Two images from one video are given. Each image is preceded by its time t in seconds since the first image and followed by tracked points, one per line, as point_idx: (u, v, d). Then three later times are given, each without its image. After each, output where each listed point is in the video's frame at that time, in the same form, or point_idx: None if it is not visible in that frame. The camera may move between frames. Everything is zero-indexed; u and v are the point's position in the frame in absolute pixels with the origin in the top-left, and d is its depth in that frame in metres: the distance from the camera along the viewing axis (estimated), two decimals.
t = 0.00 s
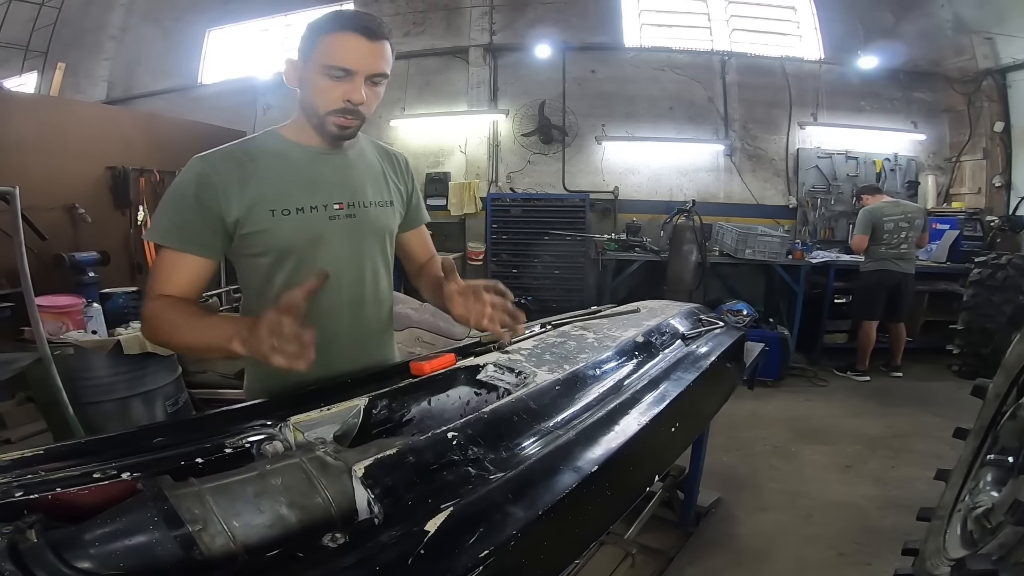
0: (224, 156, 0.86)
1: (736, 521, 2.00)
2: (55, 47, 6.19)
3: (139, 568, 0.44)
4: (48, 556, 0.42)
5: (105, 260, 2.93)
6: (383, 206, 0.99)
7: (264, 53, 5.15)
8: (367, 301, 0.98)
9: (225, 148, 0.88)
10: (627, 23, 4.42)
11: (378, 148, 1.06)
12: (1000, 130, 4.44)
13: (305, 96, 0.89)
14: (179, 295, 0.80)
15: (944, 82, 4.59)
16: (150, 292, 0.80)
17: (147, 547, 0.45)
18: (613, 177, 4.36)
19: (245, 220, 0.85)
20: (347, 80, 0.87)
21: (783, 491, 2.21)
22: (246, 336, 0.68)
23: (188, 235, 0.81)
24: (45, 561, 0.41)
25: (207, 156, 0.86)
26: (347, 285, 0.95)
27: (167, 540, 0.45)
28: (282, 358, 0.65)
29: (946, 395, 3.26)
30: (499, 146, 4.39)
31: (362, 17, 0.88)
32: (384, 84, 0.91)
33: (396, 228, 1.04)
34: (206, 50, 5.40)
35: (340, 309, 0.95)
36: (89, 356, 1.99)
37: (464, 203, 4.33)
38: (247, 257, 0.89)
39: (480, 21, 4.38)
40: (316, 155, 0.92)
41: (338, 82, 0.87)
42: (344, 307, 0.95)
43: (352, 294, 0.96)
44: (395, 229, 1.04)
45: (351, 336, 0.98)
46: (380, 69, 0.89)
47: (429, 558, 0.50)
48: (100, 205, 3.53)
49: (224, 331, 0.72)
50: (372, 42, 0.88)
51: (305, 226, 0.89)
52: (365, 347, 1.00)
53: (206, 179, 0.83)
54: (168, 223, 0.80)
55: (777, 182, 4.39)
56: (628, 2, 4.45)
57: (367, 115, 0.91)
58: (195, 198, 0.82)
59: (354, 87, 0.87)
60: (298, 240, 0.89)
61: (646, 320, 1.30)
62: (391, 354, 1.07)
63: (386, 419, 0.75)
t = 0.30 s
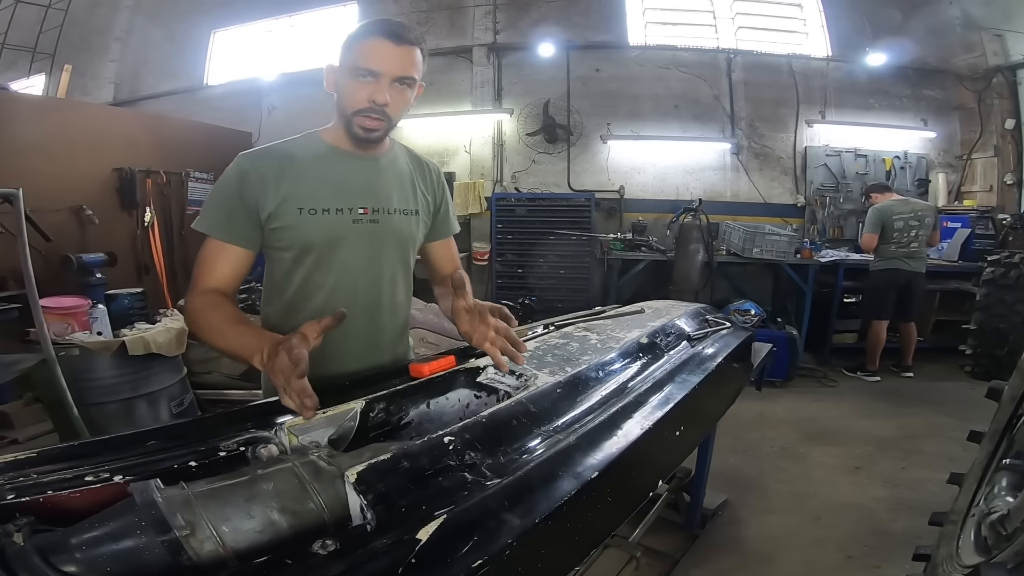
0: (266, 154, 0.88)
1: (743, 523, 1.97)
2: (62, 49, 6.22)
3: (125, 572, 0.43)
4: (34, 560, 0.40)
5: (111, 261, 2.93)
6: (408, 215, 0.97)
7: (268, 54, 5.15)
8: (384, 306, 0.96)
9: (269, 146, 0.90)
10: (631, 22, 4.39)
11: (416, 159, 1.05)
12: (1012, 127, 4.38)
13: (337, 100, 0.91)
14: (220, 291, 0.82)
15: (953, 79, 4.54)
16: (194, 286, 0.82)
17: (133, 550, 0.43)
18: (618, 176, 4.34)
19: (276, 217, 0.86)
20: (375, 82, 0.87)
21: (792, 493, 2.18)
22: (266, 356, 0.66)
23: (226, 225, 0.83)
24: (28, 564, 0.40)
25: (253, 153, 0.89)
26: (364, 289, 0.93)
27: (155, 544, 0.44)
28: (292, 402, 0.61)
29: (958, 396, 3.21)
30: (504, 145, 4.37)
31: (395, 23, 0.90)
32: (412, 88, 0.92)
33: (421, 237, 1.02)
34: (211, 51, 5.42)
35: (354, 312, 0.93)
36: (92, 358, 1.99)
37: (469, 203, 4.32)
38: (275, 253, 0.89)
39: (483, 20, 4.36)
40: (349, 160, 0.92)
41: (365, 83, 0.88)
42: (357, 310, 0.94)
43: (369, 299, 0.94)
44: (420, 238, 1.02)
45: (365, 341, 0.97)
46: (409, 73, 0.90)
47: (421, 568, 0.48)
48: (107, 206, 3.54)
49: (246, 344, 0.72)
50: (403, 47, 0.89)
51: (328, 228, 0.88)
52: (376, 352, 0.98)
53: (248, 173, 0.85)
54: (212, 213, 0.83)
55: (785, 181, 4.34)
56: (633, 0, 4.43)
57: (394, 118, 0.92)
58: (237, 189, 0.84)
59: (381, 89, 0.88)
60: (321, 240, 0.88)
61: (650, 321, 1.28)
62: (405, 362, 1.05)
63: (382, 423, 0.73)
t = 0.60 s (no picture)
0: (287, 153, 0.87)
1: (752, 524, 1.95)
2: (71, 51, 6.27)
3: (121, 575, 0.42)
4: (30, 563, 0.40)
5: (121, 262, 2.94)
6: (424, 217, 0.95)
7: (275, 55, 5.17)
8: (397, 308, 0.95)
9: (289, 145, 0.89)
10: (637, 20, 4.36)
11: (436, 161, 1.04)
12: None
13: (365, 110, 0.87)
14: (235, 285, 0.82)
15: (965, 76, 4.48)
16: (210, 277, 0.83)
17: (129, 553, 0.43)
18: (625, 175, 4.31)
19: (293, 217, 0.85)
20: (409, 98, 0.85)
21: (802, 494, 2.15)
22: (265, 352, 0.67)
23: (245, 222, 0.83)
24: (23, 566, 0.39)
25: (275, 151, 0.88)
26: (380, 291, 0.93)
27: (151, 548, 0.43)
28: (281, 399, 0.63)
29: (972, 396, 3.16)
30: (510, 144, 4.36)
31: (431, 34, 0.85)
32: (444, 103, 0.89)
33: (437, 240, 1.01)
34: (218, 52, 5.44)
35: (368, 315, 0.93)
36: (101, 358, 2.00)
37: (475, 202, 4.31)
38: (292, 253, 0.89)
39: (488, 19, 4.35)
40: (369, 162, 0.91)
41: (399, 99, 0.85)
42: (371, 313, 0.93)
43: (382, 301, 0.93)
44: (436, 241, 1.01)
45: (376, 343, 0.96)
46: (442, 89, 0.87)
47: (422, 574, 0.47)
48: (116, 206, 3.57)
49: (248, 341, 0.73)
50: (438, 62, 0.86)
51: (344, 230, 0.87)
52: (388, 354, 0.98)
53: (269, 171, 0.84)
54: (233, 210, 0.82)
55: (794, 179, 4.30)
56: None
57: (425, 133, 0.90)
58: (258, 187, 0.84)
59: (414, 106, 0.86)
60: (337, 242, 0.87)
61: (658, 321, 1.26)
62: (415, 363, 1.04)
63: (386, 424, 0.73)
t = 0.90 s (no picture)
0: (284, 152, 0.85)
1: (761, 526, 1.93)
2: (81, 52, 6.33)
3: None
4: (41, 564, 0.40)
5: (132, 260, 2.95)
6: (429, 214, 0.96)
7: (283, 55, 5.19)
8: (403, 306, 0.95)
9: (285, 141, 0.87)
10: (644, 18, 4.34)
11: (434, 155, 1.04)
12: None
13: (371, 110, 0.86)
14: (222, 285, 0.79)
15: (978, 74, 4.42)
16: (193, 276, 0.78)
17: (140, 555, 0.43)
18: (632, 174, 4.29)
19: (296, 218, 0.84)
20: (418, 102, 0.84)
21: (812, 495, 2.13)
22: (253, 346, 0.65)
23: (242, 224, 0.80)
24: (33, 566, 0.40)
25: (270, 147, 0.86)
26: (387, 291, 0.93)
27: (161, 550, 0.43)
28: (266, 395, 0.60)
29: (985, 397, 3.12)
30: (517, 143, 4.35)
31: (442, 35, 0.83)
32: (453, 106, 0.88)
33: (440, 235, 1.02)
34: (227, 52, 5.47)
35: (376, 314, 0.93)
36: (112, 356, 2.02)
37: (482, 202, 4.30)
38: (294, 254, 0.87)
39: (495, 18, 4.35)
40: (371, 159, 0.90)
41: (408, 102, 0.84)
42: (379, 311, 0.93)
43: (390, 301, 0.94)
44: (440, 236, 1.01)
45: (383, 342, 0.96)
46: (451, 92, 0.86)
47: None
48: (126, 207, 3.60)
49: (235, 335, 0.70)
50: (448, 64, 0.84)
51: (351, 230, 0.87)
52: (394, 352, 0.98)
53: (267, 170, 0.82)
54: (228, 212, 0.79)
55: (804, 177, 4.26)
56: None
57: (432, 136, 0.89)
58: (256, 187, 0.81)
59: (423, 109, 0.85)
60: (344, 242, 0.87)
61: (668, 320, 1.25)
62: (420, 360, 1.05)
63: (395, 424, 0.72)
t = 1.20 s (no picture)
0: (268, 155, 0.84)
1: (766, 526, 1.92)
2: (91, 51, 6.37)
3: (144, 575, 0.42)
4: (54, 562, 0.41)
5: (142, 259, 2.97)
6: (421, 213, 0.96)
7: (290, 54, 5.21)
8: (398, 305, 0.96)
9: (268, 144, 0.86)
10: (651, 17, 4.33)
11: (426, 148, 1.02)
12: None
13: (365, 108, 0.84)
14: (208, 292, 0.79)
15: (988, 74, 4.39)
16: (173, 283, 0.78)
17: (152, 554, 0.43)
18: (639, 173, 4.28)
19: (283, 225, 0.84)
20: (412, 100, 0.82)
21: (818, 496, 2.12)
22: (259, 358, 0.67)
23: (224, 234, 0.79)
24: (47, 566, 0.40)
25: (253, 150, 0.85)
26: (382, 292, 0.94)
27: (175, 548, 0.43)
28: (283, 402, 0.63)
29: (994, 399, 3.09)
30: (523, 142, 4.35)
31: (435, 28, 0.81)
32: (448, 103, 0.86)
33: (436, 231, 1.01)
34: (235, 52, 5.50)
35: (371, 315, 0.94)
36: (121, 354, 2.04)
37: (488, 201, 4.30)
38: (284, 258, 0.88)
39: (502, 17, 4.34)
40: (359, 160, 0.89)
41: (401, 100, 0.82)
42: (375, 313, 0.94)
43: (385, 301, 0.95)
44: (435, 233, 1.01)
45: (380, 340, 0.97)
46: (447, 88, 0.84)
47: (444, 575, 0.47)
48: (136, 206, 3.63)
49: (235, 345, 0.70)
50: (441, 58, 0.81)
51: (343, 236, 0.87)
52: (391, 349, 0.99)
53: (251, 178, 0.82)
54: (211, 222, 0.79)
55: (812, 177, 4.24)
56: None
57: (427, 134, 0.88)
58: (240, 196, 0.81)
59: (417, 107, 0.83)
60: (335, 247, 0.87)
61: (676, 321, 1.25)
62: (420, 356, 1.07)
63: (404, 423, 0.73)
